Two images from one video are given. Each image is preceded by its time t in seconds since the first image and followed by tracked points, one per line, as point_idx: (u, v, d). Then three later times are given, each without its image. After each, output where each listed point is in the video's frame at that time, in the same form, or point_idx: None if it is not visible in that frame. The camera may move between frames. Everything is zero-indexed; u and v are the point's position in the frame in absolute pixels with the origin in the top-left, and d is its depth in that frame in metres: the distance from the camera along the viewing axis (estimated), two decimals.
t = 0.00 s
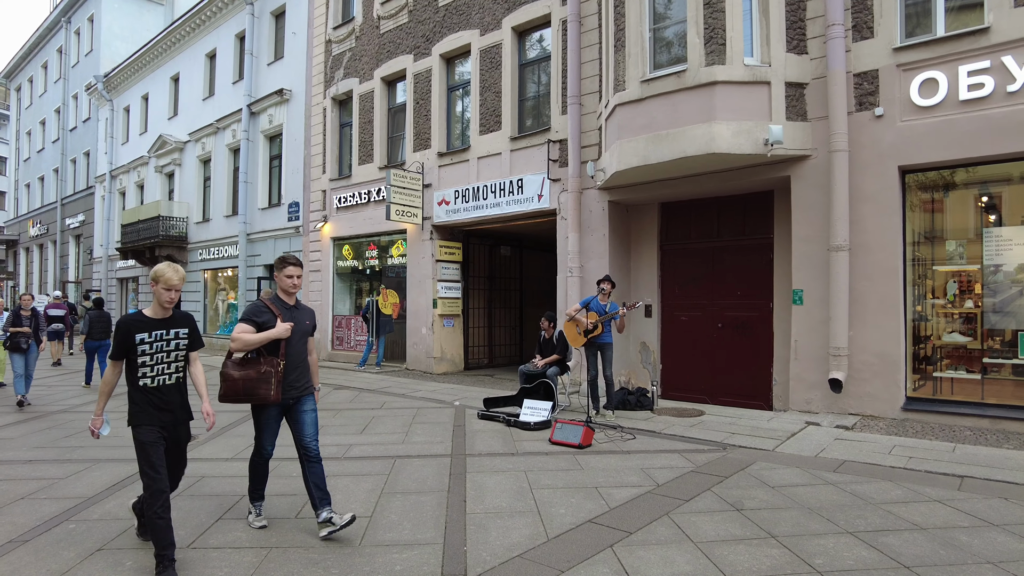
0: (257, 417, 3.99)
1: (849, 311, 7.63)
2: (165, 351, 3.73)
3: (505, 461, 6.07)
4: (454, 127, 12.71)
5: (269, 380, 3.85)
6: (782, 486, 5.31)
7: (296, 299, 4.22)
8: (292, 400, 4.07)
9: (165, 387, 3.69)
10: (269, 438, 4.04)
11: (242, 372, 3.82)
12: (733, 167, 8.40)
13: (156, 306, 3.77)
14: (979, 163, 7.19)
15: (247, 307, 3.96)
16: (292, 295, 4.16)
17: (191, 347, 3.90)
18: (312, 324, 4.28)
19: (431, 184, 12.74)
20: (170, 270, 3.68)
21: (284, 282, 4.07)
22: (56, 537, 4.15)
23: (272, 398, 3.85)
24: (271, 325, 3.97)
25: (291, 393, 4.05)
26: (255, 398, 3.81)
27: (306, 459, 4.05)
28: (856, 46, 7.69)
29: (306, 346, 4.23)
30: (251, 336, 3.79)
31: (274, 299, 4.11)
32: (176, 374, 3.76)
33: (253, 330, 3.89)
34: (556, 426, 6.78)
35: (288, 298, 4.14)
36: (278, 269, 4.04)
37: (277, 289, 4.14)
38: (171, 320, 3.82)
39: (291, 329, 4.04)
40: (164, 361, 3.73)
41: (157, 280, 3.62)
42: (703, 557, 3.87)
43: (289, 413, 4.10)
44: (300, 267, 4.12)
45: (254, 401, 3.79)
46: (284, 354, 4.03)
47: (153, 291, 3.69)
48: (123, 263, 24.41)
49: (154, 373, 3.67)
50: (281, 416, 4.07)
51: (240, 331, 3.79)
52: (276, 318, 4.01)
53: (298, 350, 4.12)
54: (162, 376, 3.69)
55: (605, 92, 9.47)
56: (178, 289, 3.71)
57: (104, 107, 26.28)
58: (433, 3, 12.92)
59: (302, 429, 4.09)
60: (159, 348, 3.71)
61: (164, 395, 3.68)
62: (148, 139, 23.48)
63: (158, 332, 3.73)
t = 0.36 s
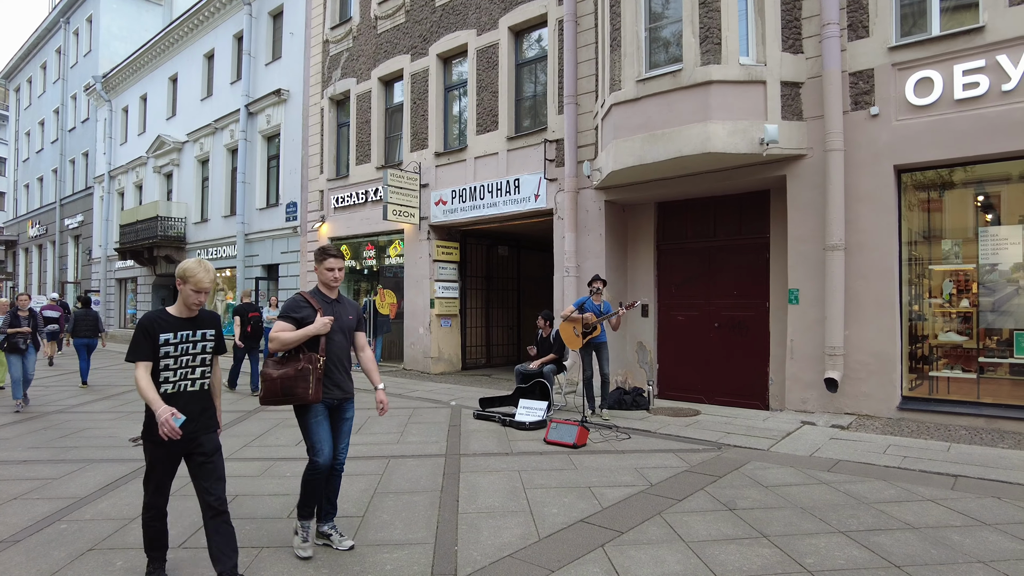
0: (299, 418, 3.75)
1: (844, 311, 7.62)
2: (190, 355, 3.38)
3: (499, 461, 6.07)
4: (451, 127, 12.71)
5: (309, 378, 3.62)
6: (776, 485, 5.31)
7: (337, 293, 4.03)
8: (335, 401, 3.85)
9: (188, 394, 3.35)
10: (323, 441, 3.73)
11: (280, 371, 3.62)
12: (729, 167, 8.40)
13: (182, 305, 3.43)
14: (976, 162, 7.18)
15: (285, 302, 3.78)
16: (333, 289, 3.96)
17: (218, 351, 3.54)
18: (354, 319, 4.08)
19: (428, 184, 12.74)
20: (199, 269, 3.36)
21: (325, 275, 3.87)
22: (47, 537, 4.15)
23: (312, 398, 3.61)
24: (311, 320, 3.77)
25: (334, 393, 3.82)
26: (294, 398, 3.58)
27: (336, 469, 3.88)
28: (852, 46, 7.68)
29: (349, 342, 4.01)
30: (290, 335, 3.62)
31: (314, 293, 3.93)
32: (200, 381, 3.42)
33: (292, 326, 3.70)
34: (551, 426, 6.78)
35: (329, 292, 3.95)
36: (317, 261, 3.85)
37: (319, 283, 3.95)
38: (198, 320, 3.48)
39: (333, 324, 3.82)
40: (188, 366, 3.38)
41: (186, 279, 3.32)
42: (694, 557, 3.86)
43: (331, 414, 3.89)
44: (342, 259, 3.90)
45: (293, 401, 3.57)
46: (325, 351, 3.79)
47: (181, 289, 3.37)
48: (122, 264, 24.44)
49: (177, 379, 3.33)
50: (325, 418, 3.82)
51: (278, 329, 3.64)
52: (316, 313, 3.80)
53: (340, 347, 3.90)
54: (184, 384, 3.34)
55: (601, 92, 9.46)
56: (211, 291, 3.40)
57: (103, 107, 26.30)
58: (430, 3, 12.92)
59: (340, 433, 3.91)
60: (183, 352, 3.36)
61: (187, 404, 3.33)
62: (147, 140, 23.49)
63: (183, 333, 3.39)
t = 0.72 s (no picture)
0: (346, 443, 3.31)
1: (844, 311, 7.62)
2: (246, 355, 3.02)
3: (498, 460, 6.08)
4: (452, 127, 12.73)
5: (354, 397, 3.17)
6: (774, 485, 5.31)
7: (379, 300, 3.55)
8: (384, 422, 3.40)
9: (243, 399, 2.98)
10: (377, 466, 3.27)
11: (323, 392, 3.18)
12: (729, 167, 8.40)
13: (240, 299, 3.05)
14: (977, 162, 7.17)
15: (323, 315, 3.34)
16: (373, 296, 3.50)
17: (274, 351, 3.17)
18: (400, 327, 3.59)
19: (429, 184, 12.76)
20: (263, 262, 2.97)
21: (364, 280, 3.41)
22: (46, 537, 4.17)
23: (358, 420, 3.16)
24: (354, 334, 3.32)
25: (382, 412, 3.38)
26: (340, 421, 3.14)
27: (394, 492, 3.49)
28: (852, 45, 7.67)
29: (396, 353, 3.54)
30: (332, 353, 3.20)
31: (353, 302, 3.47)
32: (256, 385, 3.05)
33: (334, 343, 3.27)
34: (550, 426, 6.78)
35: (369, 300, 3.48)
36: (355, 266, 3.39)
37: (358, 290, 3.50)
38: (256, 316, 3.08)
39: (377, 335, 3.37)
40: (244, 368, 3.01)
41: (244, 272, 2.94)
42: (690, 557, 3.87)
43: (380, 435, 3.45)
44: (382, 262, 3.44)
45: (339, 425, 3.13)
46: (372, 365, 3.34)
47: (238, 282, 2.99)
48: (124, 264, 24.52)
49: (231, 381, 2.96)
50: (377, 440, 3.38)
51: (319, 348, 3.22)
52: (359, 325, 3.35)
53: (387, 360, 3.45)
54: (240, 387, 2.99)
55: (601, 91, 9.46)
56: (268, 292, 3.01)
57: (105, 108, 26.39)
58: (430, 3, 12.94)
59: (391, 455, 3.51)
60: (238, 351, 3.00)
61: (241, 410, 2.96)
62: (149, 140, 23.56)
63: (240, 331, 3.01)
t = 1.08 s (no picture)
0: (394, 455, 3.05)
1: (846, 311, 7.60)
2: (309, 373, 2.70)
3: (499, 460, 6.09)
4: (455, 127, 12.74)
5: (419, 411, 2.90)
6: (776, 486, 5.31)
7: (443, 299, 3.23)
8: (442, 436, 3.07)
9: (310, 423, 2.68)
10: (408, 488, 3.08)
11: (380, 401, 2.92)
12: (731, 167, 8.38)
13: (297, 310, 2.71)
14: (981, 162, 7.15)
15: (384, 311, 3.01)
16: (437, 295, 3.17)
17: (337, 366, 2.85)
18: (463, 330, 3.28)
19: (432, 184, 12.77)
20: (321, 267, 2.64)
21: (429, 276, 3.10)
22: (49, 536, 4.19)
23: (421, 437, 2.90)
24: (416, 334, 2.99)
25: (441, 426, 3.05)
26: (401, 435, 2.89)
27: (461, 517, 3.02)
28: (855, 45, 7.66)
29: (457, 360, 3.24)
30: (395, 352, 2.85)
31: (416, 299, 3.14)
32: (322, 406, 2.74)
33: (394, 342, 2.93)
34: (552, 426, 6.79)
35: (433, 299, 3.15)
36: (420, 260, 3.10)
37: (421, 284, 3.17)
38: (316, 329, 2.74)
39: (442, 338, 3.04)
40: (308, 389, 2.70)
41: (301, 276, 2.61)
42: (689, 557, 3.87)
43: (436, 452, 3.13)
44: (450, 258, 3.14)
45: (400, 439, 2.88)
46: (435, 373, 3.05)
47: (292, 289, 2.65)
48: (129, 264, 24.61)
49: (296, 405, 2.65)
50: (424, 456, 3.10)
51: (378, 346, 2.87)
52: (422, 325, 3.02)
53: (450, 366, 3.15)
54: (306, 410, 2.68)
55: (604, 91, 9.46)
56: (330, 295, 2.66)
57: (110, 108, 26.49)
58: (433, 4, 12.96)
59: (455, 473, 3.09)
60: (301, 370, 2.68)
61: (310, 436, 2.66)
62: (153, 141, 23.64)
63: (300, 346, 2.67)
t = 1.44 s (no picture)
0: (492, 469, 2.68)
1: (850, 311, 7.59)
2: (391, 382, 2.34)
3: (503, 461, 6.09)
4: (458, 128, 12.75)
5: (511, 412, 2.54)
6: (779, 486, 5.30)
7: (528, 292, 2.96)
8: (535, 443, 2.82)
9: (388, 441, 2.32)
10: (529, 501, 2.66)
11: (468, 402, 2.55)
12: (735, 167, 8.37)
13: (382, 308, 2.35)
14: (986, 162, 7.13)
15: (465, 306, 2.75)
16: (522, 285, 2.89)
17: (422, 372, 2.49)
18: (552, 326, 2.97)
19: (435, 184, 12.78)
20: (409, 257, 2.29)
21: (514, 266, 2.83)
22: (54, 535, 4.20)
23: (516, 441, 2.53)
24: (501, 329, 2.70)
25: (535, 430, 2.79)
26: (494, 441, 2.52)
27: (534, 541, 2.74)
28: (859, 45, 7.65)
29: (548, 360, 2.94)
30: (479, 352, 2.57)
31: (500, 291, 2.86)
32: (402, 421, 2.38)
33: (478, 340, 2.66)
34: (556, 426, 6.79)
35: (518, 290, 2.88)
36: (505, 248, 2.83)
37: (504, 276, 2.90)
38: (400, 332, 2.39)
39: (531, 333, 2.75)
40: (389, 400, 2.34)
41: (389, 268, 2.27)
42: (694, 558, 3.87)
43: (529, 459, 2.84)
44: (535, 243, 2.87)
45: (494, 446, 2.51)
46: (527, 371, 2.71)
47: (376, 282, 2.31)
48: (132, 264, 24.69)
49: (374, 418, 2.29)
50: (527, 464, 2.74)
51: (461, 345, 2.61)
52: (508, 319, 2.74)
53: (540, 365, 2.83)
54: (384, 426, 2.31)
55: (608, 91, 9.46)
56: (420, 290, 2.31)
57: (114, 109, 26.56)
58: (436, 4, 12.96)
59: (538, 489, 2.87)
60: (383, 378, 2.32)
61: (386, 458, 2.29)
62: (157, 141, 23.70)
63: (382, 351, 2.31)
